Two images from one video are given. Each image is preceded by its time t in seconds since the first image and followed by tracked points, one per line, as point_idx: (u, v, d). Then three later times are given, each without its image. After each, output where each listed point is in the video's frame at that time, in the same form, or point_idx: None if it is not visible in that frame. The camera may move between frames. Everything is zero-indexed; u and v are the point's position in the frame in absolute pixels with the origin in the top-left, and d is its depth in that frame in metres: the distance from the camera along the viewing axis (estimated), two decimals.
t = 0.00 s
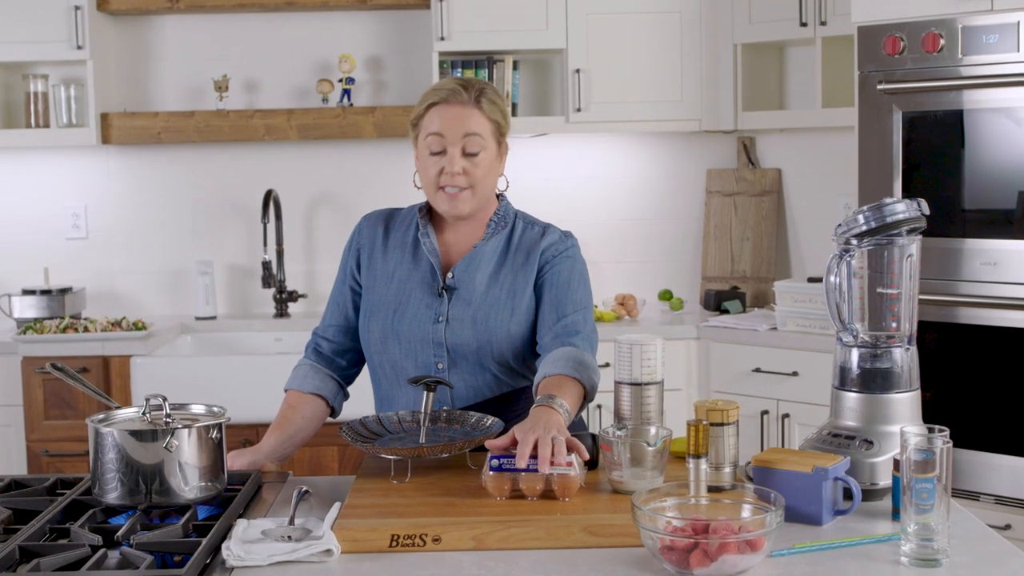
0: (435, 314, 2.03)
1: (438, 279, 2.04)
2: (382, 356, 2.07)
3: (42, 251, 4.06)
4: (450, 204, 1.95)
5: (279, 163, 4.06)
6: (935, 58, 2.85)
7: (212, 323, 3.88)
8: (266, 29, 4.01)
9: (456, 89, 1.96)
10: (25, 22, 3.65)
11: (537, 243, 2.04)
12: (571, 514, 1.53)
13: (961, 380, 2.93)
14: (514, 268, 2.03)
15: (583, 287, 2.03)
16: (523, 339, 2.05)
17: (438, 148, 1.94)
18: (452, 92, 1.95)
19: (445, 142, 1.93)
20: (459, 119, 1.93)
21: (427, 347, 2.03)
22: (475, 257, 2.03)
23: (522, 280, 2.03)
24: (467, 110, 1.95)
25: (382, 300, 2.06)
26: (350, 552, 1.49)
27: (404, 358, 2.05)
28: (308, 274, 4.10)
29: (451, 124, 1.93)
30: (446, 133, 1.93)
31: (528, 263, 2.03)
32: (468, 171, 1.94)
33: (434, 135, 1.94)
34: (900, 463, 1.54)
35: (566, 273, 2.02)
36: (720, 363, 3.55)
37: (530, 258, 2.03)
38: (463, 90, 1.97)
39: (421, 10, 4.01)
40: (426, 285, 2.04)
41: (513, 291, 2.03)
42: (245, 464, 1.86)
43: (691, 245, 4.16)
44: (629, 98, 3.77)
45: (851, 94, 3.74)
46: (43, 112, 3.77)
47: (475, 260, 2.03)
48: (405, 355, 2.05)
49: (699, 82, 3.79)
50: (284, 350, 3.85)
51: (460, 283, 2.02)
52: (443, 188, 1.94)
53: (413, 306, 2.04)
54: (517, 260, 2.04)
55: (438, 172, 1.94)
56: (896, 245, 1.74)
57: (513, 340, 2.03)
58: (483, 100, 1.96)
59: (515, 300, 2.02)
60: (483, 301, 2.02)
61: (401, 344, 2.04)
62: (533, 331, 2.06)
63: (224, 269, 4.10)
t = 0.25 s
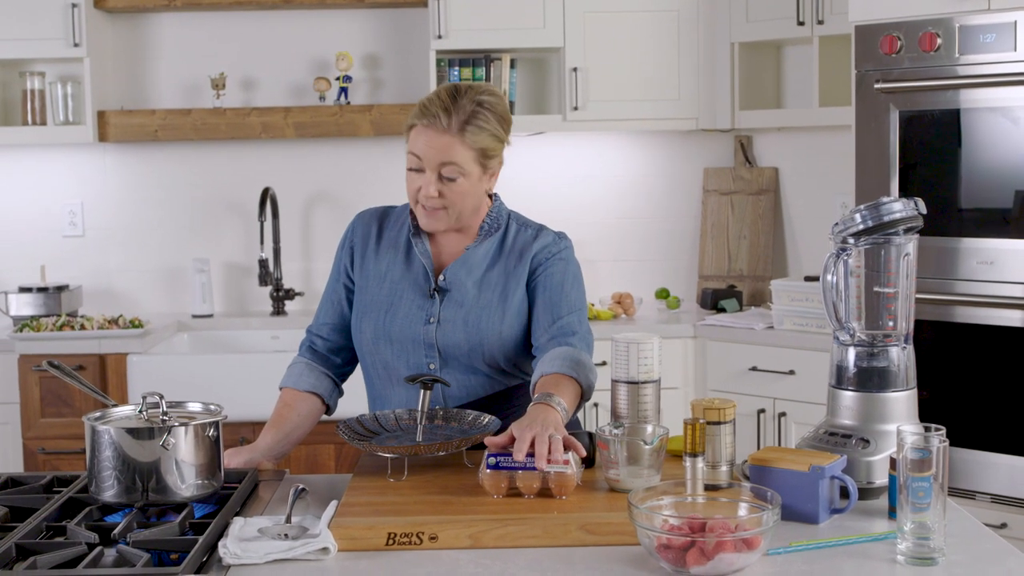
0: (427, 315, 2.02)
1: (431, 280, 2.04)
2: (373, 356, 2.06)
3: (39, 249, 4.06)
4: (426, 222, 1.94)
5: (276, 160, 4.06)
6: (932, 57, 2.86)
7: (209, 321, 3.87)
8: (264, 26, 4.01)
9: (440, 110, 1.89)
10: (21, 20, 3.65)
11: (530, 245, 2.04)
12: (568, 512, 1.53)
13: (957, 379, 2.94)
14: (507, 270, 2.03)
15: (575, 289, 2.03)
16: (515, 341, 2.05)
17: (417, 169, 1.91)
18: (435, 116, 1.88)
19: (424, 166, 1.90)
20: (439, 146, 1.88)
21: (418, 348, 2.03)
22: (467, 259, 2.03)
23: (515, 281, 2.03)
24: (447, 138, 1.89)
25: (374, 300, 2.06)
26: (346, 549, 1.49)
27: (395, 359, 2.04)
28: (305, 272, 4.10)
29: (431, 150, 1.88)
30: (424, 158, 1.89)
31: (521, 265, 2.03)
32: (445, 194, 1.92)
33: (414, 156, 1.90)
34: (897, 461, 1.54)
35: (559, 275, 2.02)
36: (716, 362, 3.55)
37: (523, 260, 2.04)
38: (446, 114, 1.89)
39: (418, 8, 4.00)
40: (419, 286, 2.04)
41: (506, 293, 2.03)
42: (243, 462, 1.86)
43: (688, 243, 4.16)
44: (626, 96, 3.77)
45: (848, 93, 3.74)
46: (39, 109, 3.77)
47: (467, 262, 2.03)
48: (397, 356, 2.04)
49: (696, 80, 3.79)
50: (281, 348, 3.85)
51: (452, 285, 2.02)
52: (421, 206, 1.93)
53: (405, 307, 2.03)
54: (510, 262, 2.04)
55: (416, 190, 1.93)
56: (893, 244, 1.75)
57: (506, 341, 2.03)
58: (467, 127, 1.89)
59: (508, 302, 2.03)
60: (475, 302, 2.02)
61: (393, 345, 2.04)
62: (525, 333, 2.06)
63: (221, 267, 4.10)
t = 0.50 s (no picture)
0: (424, 307, 2.02)
1: (428, 274, 2.04)
2: (370, 349, 2.06)
3: (37, 246, 4.05)
4: (424, 212, 1.95)
5: (274, 158, 4.05)
6: (931, 56, 2.86)
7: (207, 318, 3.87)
8: (262, 23, 4.00)
9: (434, 97, 1.91)
10: (20, 16, 3.64)
11: (527, 237, 2.04)
12: (566, 511, 1.53)
13: (955, 378, 2.94)
14: (504, 262, 2.03)
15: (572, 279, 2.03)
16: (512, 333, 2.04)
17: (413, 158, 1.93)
18: (428, 103, 1.91)
19: (419, 154, 1.91)
20: (434, 133, 1.90)
21: (415, 341, 2.02)
22: (464, 251, 2.02)
23: (513, 273, 2.03)
24: (442, 124, 1.91)
25: (371, 293, 2.06)
26: (345, 547, 1.49)
27: (392, 352, 2.04)
28: (303, 270, 4.10)
29: (426, 137, 1.90)
30: (419, 146, 1.91)
31: (517, 257, 2.03)
32: (442, 182, 1.93)
33: (409, 145, 1.92)
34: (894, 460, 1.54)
35: (555, 266, 2.02)
36: (714, 360, 3.55)
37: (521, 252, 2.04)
38: (440, 100, 1.91)
39: (417, 6, 4.00)
40: (416, 279, 2.04)
41: (503, 285, 2.03)
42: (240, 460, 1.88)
43: (686, 242, 4.16)
44: (625, 94, 3.77)
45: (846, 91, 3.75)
46: (37, 106, 3.76)
47: (465, 254, 2.03)
48: (393, 348, 2.04)
49: (695, 78, 3.79)
50: (279, 345, 3.84)
51: (449, 277, 2.02)
52: (418, 196, 1.94)
53: (401, 299, 2.03)
54: (507, 255, 2.04)
55: (413, 181, 1.94)
56: (891, 242, 1.76)
57: (503, 333, 2.03)
58: (461, 112, 1.91)
59: (505, 294, 2.03)
60: (473, 294, 2.02)
61: (390, 338, 2.03)
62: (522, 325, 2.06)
63: (219, 264, 4.10)
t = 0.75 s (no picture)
0: (410, 306, 2.03)
1: (416, 273, 2.05)
2: (354, 348, 2.06)
3: (43, 247, 4.06)
4: (429, 211, 1.93)
5: (279, 159, 4.06)
6: (936, 57, 2.85)
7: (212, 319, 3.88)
8: (267, 25, 4.01)
9: (430, 93, 1.93)
10: (25, 18, 3.65)
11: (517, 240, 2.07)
12: (572, 512, 1.53)
13: (961, 379, 2.93)
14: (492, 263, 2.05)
15: (561, 287, 2.05)
16: (496, 336, 2.05)
17: (414, 155, 1.92)
18: (427, 98, 1.92)
19: (422, 150, 1.91)
20: (435, 126, 1.91)
21: (399, 339, 2.03)
22: (454, 251, 2.04)
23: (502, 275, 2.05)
24: (442, 117, 1.92)
25: (359, 292, 2.08)
26: (350, 548, 1.49)
27: (375, 349, 2.04)
28: (309, 271, 4.10)
29: (427, 131, 1.91)
30: (422, 141, 1.91)
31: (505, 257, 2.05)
32: (447, 176, 1.92)
33: (411, 142, 1.92)
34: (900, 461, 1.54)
35: (547, 270, 2.05)
36: (720, 361, 3.55)
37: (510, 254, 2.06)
38: (438, 95, 1.93)
39: (422, 7, 4.00)
40: (403, 278, 2.05)
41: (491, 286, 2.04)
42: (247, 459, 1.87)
43: (691, 242, 4.16)
44: (630, 95, 3.77)
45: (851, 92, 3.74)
46: (43, 107, 3.77)
47: (454, 254, 2.05)
48: (377, 346, 2.04)
49: (700, 79, 3.79)
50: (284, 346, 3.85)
51: (437, 275, 2.04)
52: (423, 194, 1.92)
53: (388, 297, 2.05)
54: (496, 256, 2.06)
55: (416, 178, 1.92)
56: (897, 243, 1.73)
57: (488, 335, 2.03)
58: (458, 104, 1.94)
59: (492, 295, 2.04)
60: (459, 294, 2.03)
61: (374, 335, 2.04)
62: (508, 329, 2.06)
63: (225, 265, 4.10)
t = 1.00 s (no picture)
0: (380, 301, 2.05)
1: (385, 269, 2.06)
2: (324, 345, 2.06)
3: (42, 248, 4.06)
4: (401, 201, 1.94)
5: (279, 160, 4.06)
6: (935, 57, 2.85)
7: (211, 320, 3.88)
8: (266, 26, 4.01)
9: (404, 85, 1.97)
10: (24, 19, 3.65)
11: (485, 236, 2.10)
12: (571, 512, 1.53)
13: (960, 380, 2.93)
14: (461, 259, 2.08)
15: (530, 288, 2.11)
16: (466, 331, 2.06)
17: (387, 144, 1.95)
18: (400, 89, 1.96)
19: (395, 139, 1.94)
20: (408, 116, 1.94)
21: (370, 334, 2.03)
22: (424, 246, 2.06)
23: (471, 271, 2.08)
24: (416, 107, 1.95)
25: (329, 289, 2.08)
26: (349, 549, 1.49)
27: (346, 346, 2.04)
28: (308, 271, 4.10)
29: (400, 121, 1.94)
30: (395, 130, 1.94)
31: (472, 253, 2.09)
32: (418, 166, 1.95)
33: (384, 131, 1.95)
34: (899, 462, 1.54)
35: (516, 269, 2.10)
36: (719, 362, 3.55)
37: (478, 249, 2.09)
38: (411, 86, 1.96)
39: (421, 8, 4.00)
40: (373, 274, 2.06)
41: (461, 282, 2.07)
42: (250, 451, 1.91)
43: (690, 243, 4.16)
44: (630, 95, 3.77)
45: (850, 92, 3.75)
46: (42, 108, 3.77)
47: (424, 250, 2.06)
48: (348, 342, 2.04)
49: (699, 80, 3.79)
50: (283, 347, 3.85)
51: (407, 271, 2.05)
52: (394, 184, 1.94)
53: (358, 293, 2.06)
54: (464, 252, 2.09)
55: (389, 168, 1.94)
56: (896, 244, 1.74)
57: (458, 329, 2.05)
58: (431, 96, 1.97)
59: (462, 290, 2.07)
60: (430, 289, 2.05)
61: (345, 331, 2.04)
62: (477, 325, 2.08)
63: (224, 266, 4.10)
